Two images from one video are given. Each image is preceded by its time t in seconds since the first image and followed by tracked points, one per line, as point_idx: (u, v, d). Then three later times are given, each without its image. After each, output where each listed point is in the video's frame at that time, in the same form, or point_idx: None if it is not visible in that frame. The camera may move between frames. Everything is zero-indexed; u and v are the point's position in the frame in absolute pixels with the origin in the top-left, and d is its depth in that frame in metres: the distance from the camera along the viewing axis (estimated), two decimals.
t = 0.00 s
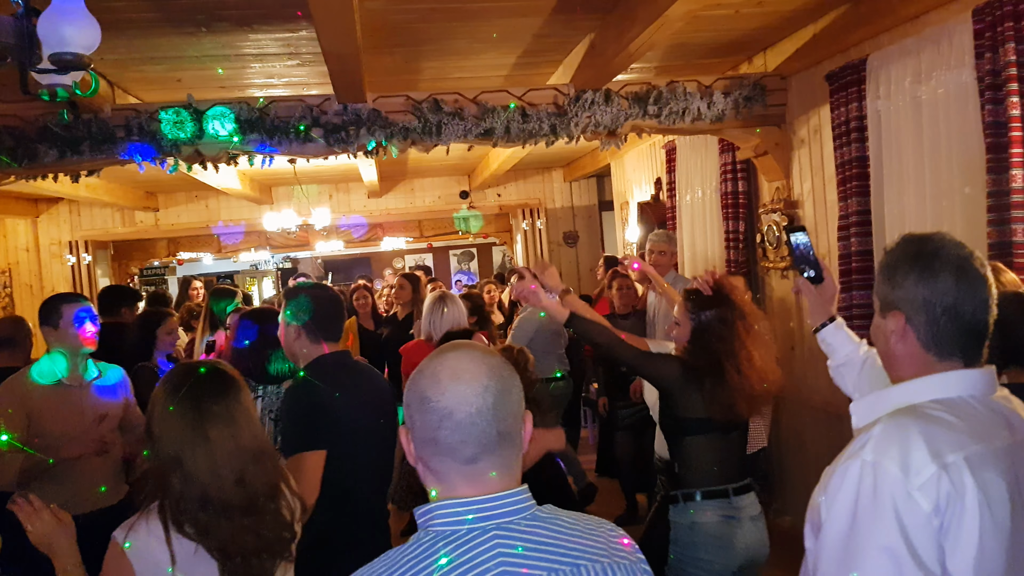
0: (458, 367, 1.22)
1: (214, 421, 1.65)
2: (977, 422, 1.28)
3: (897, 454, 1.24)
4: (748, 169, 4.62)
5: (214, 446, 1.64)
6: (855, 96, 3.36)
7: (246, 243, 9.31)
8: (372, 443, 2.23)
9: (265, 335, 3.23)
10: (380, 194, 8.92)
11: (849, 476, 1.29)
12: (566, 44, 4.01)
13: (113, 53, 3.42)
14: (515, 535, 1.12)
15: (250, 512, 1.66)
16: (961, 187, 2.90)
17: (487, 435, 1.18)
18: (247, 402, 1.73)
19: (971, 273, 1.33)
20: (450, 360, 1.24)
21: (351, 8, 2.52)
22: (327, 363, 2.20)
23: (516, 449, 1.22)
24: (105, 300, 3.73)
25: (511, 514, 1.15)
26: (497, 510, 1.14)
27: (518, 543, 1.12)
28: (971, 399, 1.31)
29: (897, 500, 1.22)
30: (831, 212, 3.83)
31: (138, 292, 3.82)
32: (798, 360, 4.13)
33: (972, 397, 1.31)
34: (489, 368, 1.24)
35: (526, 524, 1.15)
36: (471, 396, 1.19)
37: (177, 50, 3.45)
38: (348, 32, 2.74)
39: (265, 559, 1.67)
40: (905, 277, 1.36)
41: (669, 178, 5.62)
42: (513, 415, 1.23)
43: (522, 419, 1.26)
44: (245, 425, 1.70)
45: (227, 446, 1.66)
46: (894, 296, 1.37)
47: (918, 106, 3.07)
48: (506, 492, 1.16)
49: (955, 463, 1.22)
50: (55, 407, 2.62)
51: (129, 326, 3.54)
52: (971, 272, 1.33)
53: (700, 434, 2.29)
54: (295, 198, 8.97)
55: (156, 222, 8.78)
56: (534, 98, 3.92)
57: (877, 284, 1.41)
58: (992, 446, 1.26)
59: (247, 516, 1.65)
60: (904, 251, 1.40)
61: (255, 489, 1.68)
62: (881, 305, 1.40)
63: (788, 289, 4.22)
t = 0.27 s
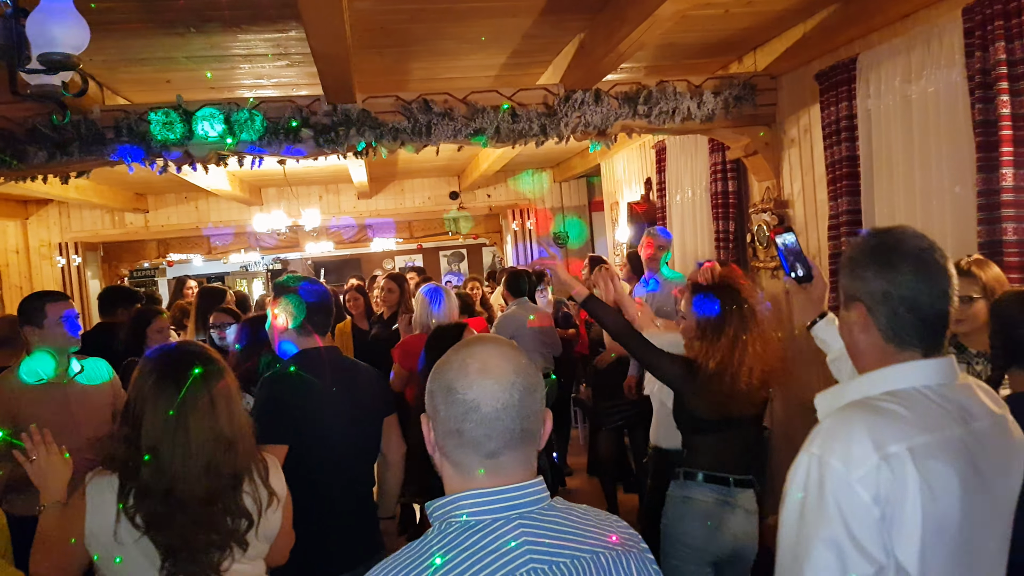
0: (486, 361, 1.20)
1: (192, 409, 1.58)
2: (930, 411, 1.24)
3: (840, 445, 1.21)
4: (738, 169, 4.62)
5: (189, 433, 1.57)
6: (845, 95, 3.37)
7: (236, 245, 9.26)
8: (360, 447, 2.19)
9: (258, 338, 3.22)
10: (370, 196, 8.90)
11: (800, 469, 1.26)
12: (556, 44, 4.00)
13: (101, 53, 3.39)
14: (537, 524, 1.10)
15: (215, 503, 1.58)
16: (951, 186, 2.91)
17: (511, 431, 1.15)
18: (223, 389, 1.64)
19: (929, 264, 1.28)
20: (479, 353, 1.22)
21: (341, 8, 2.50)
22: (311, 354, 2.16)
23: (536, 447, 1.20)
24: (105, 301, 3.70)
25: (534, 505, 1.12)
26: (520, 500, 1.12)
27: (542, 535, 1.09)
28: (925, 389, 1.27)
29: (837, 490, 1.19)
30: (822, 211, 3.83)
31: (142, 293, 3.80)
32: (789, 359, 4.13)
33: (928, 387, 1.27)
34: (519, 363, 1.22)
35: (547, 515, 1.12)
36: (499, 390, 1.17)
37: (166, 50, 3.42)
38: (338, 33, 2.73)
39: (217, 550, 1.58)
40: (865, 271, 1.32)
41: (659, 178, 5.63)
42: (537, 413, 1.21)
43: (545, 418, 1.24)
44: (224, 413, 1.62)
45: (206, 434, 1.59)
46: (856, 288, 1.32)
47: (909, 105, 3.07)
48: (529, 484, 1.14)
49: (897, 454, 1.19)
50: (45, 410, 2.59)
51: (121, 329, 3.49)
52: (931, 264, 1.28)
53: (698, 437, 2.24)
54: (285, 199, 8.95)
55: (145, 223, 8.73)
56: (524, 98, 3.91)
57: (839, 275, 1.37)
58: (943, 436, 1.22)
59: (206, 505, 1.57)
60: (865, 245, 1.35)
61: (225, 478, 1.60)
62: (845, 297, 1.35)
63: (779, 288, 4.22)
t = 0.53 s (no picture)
0: (502, 361, 1.20)
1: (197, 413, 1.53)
2: (901, 417, 1.23)
3: (810, 461, 1.21)
4: (734, 169, 4.63)
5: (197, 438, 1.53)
6: (841, 96, 3.37)
7: (232, 245, 9.24)
8: (355, 449, 2.18)
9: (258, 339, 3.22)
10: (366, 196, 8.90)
11: (781, 484, 1.28)
12: (552, 44, 4.00)
13: (97, 53, 3.38)
14: (547, 524, 1.09)
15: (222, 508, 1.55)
16: (947, 186, 2.91)
17: (524, 430, 1.16)
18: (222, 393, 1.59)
19: (893, 259, 1.29)
20: (493, 352, 1.22)
21: (337, 8, 2.50)
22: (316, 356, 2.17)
23: (545, 447, 1.20)
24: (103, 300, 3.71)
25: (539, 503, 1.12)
26: (529, 498, 1.11)
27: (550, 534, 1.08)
28: (897, 393, 1.25)
29: (811, 508, 1.20)
30: (818, 211, 3.84)
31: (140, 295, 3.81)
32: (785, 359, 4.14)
33: (898, 390, 1.26)
34: (530, 364, 1.22)
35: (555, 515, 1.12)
36: (512, 389, 1.17)
37: (163, 50, 3.42)
38: (335, 33, 2.73)
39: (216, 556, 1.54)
40: (834, 270, 1.33)
41: (655, 178, 5.63)
42: (548, 413, 1.21)
43: (554, 419, 1.25)
44: (228, 420, 1.58)
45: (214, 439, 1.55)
46: (826, 287, 1.34)
47: (905, 106, 3.08)
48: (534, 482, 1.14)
49: (867, 467, 1.18)
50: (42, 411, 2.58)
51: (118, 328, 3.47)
52: (894, 259, 1.29)
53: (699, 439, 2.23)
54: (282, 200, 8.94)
55: (141, 224, 8.70)
56: (520, 98, 3.91)
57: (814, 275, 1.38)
58: (916, 440, 1.21)
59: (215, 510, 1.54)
60: (835, 247, 1.36)
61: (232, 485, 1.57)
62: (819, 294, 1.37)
63: (775, 288, 4.23)
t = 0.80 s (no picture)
0: (492, 361, 1.16)
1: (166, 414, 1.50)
2: (926, 431, 1.23)
3: (844, 480, 1.20)
4: (732, 171, 4.63)
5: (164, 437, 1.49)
6: (840, 98, 3.38)
7: (230, 245, 9.23)
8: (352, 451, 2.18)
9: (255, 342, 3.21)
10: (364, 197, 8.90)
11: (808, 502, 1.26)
12: (551, 46, 4.00)
13: (96, 54, 3.38)
14: (523, 528, 1.06)
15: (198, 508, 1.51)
16: (946, 189, 2.91)
17: (510, 434, 1.12)
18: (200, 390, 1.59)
19: (903, 272, 1.28)
20: (484, 351, 1.18)
21: (337, 10, 2.50)
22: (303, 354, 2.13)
23: (531, 451, 1.17)
24: (98, 300, 3.71)
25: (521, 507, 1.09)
26: (506, 502, 1.08)
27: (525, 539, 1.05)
28: (917, 408, 1.25)
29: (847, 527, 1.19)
30: (817, 213, 3.84)
31: (132, 295, 3.80)
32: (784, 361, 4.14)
33: (919, 404, 1.26)
34: (520, 365, 1.19)
35: (536, 519, 1.09)
36: (501, 391, 1.13)
37: (161, 51, 3.41)
38: (334, 35, 2.73)
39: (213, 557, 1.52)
40: (844, 285, 1.33)
41: (653, 180, 5.63)
42: (535, 417, 1.17)
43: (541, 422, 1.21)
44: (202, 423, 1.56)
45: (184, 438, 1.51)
46: (838, 303, 1.33)
47: (904, 107, 3.08)
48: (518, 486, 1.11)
49: (901, 484, 1.18)
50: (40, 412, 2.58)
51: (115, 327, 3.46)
52: (904, 272, 1.29)
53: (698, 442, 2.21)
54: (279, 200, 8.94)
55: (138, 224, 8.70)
56: (519, 100, 3.90)
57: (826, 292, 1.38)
58: (943, 454, 1.22)
59: (196, 511, 1.50)
60: (841, 262, 1.36)
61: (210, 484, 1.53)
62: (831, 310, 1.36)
63: (774, 290, 4.23)
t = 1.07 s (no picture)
0: (448, 370, 1.18)
1: (117, 412, 1.57)
2: (957, 417, 1.26)
3: (881, 458, 1.21)
4: (733, 173, 4.64)
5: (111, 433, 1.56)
6: (840, 100, 3.39)
7: (230, 247, 9.25)
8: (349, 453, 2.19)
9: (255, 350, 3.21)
10: (364, 198, 8.90)
11: (835, 481, 1.26)
12: (552, 48, 4.00)
13: (98, 57, 3.39)
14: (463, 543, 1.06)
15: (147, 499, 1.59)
16: (947, 191, 2.92)
17: (463, 443, 1.14)
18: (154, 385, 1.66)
19: (937, 264, 1.31)
20: (441, 360, 1.19)
21: (339, 12, 2.50)
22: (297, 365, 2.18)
23: (487, 459, 1.18)
24: (86, 302, 3.72)
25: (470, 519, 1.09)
26: (451, 513, 1.09)
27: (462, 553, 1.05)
28: (946, 394, 1.29)
29: (881, 504, 1.20)
30: (818, 215, 3.84)
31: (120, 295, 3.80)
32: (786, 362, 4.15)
33: (947, 391, 1.29)
34: (477, 373, 1.20)
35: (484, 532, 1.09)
36: (455, 401, 1.15)
37: (163, 54, 3.42)
38: (336, 38, 2.73)
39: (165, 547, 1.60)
40: (877, 271, 1.33)
41: (654, 182, 5.64)
42: (491, 424, 1.19)
43: (500, 430, 1.23)
44: (152, 425, 1.61)
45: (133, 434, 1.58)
46: (868, 290, 1.33)
47: (904, 110, 3.09)
48: (470, 498, 1.11)
49: (936, 464, 1.21)
50: (45, 413, 2.60)
51: (114, 327, 3.43)
52: (938, 264, 1.31)
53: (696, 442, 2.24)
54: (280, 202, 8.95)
55: (140, 226, 8.71)
56: (519, 102, 3.91)
57: (848, 279, 1.38)
58: (970, 439, 1.25)
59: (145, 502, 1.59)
60: (870, 248, 1.38)
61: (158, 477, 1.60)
62: (854, 298, 1.36)
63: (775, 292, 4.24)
